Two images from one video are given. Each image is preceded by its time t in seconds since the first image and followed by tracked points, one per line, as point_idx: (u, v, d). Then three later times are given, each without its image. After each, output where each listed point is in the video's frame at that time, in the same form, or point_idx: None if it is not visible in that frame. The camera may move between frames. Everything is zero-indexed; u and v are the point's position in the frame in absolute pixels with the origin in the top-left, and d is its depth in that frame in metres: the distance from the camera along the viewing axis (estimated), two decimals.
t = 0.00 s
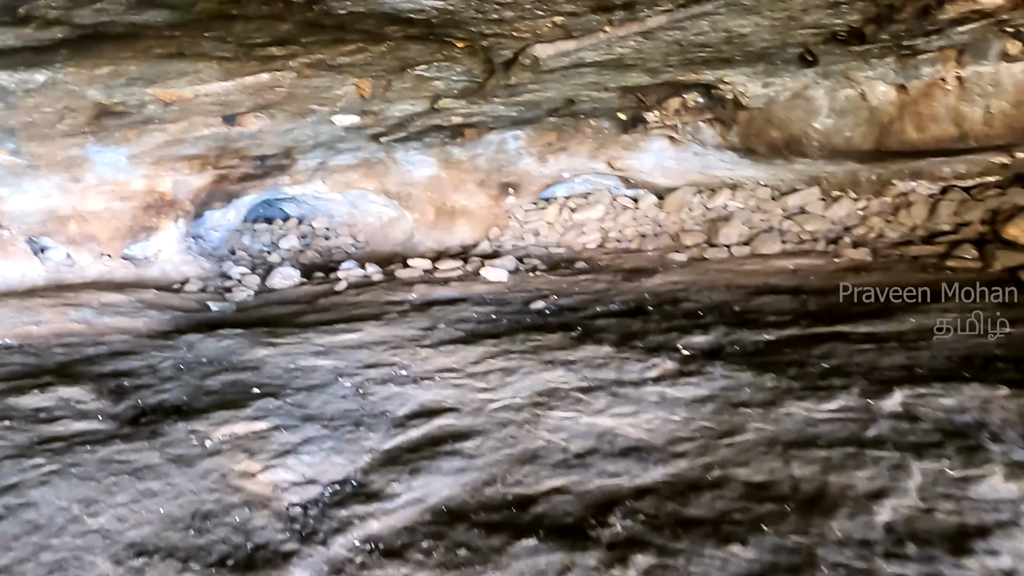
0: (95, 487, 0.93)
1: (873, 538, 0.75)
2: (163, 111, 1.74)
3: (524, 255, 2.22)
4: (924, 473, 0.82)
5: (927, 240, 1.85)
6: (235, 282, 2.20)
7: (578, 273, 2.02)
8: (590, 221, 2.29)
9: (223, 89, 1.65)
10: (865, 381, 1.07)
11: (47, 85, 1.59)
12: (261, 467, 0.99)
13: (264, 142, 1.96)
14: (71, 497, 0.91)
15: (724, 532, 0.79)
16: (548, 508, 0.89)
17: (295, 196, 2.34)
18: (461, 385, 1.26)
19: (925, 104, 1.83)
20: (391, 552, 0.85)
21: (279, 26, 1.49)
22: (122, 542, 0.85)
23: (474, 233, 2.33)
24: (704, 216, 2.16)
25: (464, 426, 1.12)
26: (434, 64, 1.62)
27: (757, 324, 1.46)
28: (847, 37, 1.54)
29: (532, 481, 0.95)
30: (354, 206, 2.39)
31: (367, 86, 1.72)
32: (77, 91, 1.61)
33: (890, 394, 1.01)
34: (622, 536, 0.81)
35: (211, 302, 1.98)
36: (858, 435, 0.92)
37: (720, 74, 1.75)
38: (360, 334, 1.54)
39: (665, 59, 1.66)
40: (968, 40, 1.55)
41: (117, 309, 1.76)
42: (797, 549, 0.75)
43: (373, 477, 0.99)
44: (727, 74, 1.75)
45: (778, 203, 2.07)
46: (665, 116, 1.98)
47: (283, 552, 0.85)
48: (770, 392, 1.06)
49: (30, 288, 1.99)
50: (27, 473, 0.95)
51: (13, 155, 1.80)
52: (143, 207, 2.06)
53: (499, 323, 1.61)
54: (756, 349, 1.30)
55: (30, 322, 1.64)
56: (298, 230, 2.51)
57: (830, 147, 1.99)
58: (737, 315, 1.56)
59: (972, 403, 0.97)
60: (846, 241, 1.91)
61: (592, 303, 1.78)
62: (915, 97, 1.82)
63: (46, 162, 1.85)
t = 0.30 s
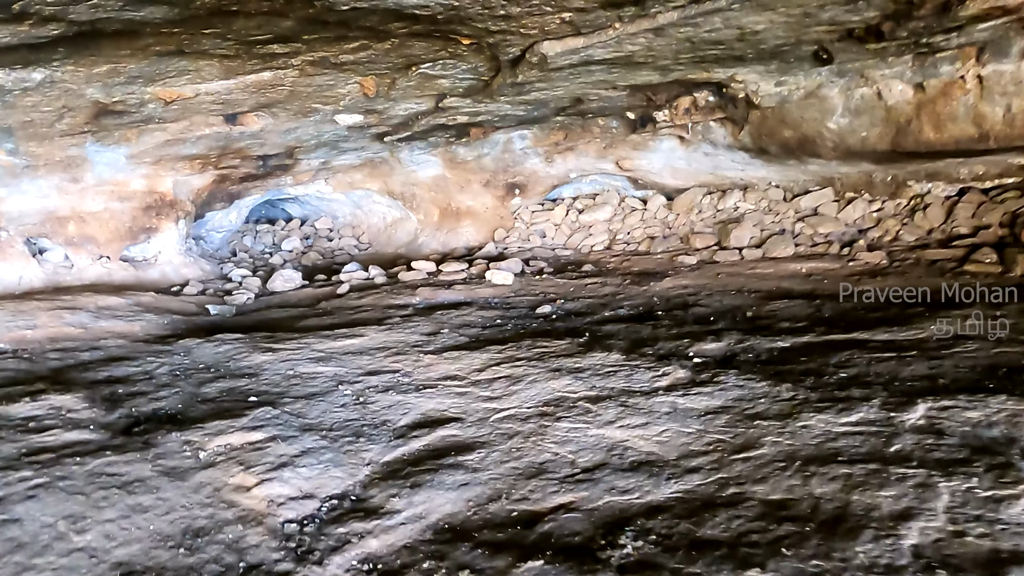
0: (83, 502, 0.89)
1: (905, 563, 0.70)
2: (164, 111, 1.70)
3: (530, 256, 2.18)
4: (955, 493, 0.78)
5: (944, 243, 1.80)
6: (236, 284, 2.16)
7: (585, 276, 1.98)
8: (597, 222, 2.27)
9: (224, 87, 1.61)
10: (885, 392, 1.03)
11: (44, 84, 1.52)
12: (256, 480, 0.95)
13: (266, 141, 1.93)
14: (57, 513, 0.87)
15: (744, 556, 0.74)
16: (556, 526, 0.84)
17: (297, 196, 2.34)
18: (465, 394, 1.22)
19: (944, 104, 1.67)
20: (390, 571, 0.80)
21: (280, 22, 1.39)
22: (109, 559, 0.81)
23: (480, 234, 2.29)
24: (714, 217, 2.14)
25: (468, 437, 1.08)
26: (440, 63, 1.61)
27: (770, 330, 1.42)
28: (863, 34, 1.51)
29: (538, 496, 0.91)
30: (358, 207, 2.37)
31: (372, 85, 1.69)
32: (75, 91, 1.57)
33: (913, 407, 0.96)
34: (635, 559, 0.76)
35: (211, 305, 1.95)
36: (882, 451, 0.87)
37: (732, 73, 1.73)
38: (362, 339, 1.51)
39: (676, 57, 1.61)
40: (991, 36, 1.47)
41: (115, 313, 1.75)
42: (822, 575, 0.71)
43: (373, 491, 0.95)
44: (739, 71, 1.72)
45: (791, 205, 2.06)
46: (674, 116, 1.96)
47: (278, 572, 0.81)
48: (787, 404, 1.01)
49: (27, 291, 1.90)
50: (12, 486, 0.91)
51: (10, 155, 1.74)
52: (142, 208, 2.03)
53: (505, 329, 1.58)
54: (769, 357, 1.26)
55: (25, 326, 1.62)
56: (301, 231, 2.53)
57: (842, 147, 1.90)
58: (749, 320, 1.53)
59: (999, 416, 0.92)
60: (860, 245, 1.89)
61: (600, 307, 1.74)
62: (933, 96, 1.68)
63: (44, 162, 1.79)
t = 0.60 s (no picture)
0: (66, 518, 0.85)
1: None
2: (162, 109, 1.67)
3: (537, 259, 2.14)
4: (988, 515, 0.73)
5: (962, 245, 1.76)
6: (237, 287, 2.12)
7: (593, 279, 1.94)
8: (605, 224, 2.22)
9: (224, 86, 1.57)
10: (908, 403, 0.98)
11: (40, 83, 1.50)
12: (249, 494, 0.91)
13: (269, 141, 1.89)
14: (40, 530, 0.83)
15: None
16: (562, 546, 0.80)
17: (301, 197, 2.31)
18: (469, 402, 1.18)
19: (962, 104, 1.64)
20: None
21: (277, 17, 1.35)
22: None
23: (486, 236, 2.24)
24: (725, 219, 2.09)
25: (471, 448, 1.04)
26: (445, 60, 1.57)
27: (784, 337, 1.37)
28: (879, 31, 1.46)
29: (543, 513, 0.86)
30: (362, 208, 2.35)
31: (375, 84, 1.66)
32: (71, 89, 1.54)
33: (937, 419, 0.92)
34: None
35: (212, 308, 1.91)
36: (906, 467, 0.83)
37: (744, 71, 1.68)
38: (363, 345, 1.47)
39: (685, 55, 1.57)
40: (1013, 33, 1.42)
41: (112, 317, 1.72)
42: None
43: (370, 506, 0.91)
44: (750, 70, 1.67)
45: (805, 207, 2.01)
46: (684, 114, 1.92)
47: None
48: (804, 416, 0.97)
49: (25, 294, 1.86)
50: None
51: (8, 155, 1.70)
52: (142, 208, 1.99)
53: (510, 334, 1.54)
54: (784, 364, 1.21)
55: (20, 330, 1.59)
56: (306, 232, 2.50)
57: (859, 147, 1.85)
58: (762, 325, 1.49)
59: None
60: (875, 247, 1.84)
61: (608, 312, 1.70)
62: (952, 95, 1.64)
63: (42, 162, 1.75)
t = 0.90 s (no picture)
0: (47, 536, 0.82)
1: None
2: (162, 108, 1.63)
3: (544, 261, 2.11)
4: None
5: (981, 248, 1.72)
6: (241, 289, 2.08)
7: (601, 282, 1.90)
8: (614, 226, 2.16)
9: (224, 84, 1.53)
10: (932, 414, 0.93)
11: (34, 80, 1.47)
12: (241, 509, 0.87)
13: (270, 141, 1.84)
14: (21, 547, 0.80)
15: None
16: (568, 568, 0.76)
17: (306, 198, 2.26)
18: (473, 411, 1.13)
19: (982, 102, 1.62)
20: None
21: (275, 11, 1.35)
22: None
23: (492, 238, 2.21)
24: (737, 221, 2.04)
25: (475, 460, 1.00)
26: (447, 57, 1.54)
27: (800, 343, 1.33)
28: (897, 26, 1.40)
29: (549, 531, 0.82)
30: (367, 209, 2.29)
31: (378, 82, 1.62)
32: (66, 86, 1.50)
33: (965, 433, 0.87)
34: None
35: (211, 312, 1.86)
36: (934, 485, 0.78)
37: (756, 69, 1.62)
38: (365, 349, 1.43)
39: (696, 51, 1.52)
40: None
41: (110, 320, 1.68)
42: None
43: (368, 522, 0.87)
44: (763, 68, 1.62)
45: (816, 207, 1.96)
46: (695, 113, 1.83)
47: None
48: (823, 427, 0.92)
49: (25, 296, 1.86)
50: None
51: (6, 154, 1.67)
52: (143, 209, 1.94)
53: (516, 339, 1.50)
54: (800, 372, 1.17)
55: (15, 334, 1.56)
56: (310, 233, 2.43)
57: (874, 147, 1.79)
58: (775, 331, 1.44)
59: None
60: (891, 250, 1.79)
61: (617, 316, 1.66)
62: (972, 93, 1.61)
63: (40, 162, 1.71)
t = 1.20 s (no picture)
0: (32, 554, 0.80)
1: None
2: (161, 107, 1.59)
3: (551, 263, 2.04)
4: None
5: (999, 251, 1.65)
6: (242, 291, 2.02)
7: (609, 284, 1.85)
8: (621, 227, 2.12)
9: (224, 82, 1.50)
10: (961, 426, 0.89)
11: (29, 78, 1.44)
12: (235, 525, 0.85)
13: (273, 141, 1.81)
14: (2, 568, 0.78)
15: None
16: None
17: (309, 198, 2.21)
18: (478, 419, 1.09)
19: (1003, 99, 1.59)
20: None
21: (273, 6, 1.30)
22: None
23: (498, 239, 2.15)
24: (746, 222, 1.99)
25: (480, 471, 0.96)
26: (453, 54, 1.50)
27: (816, 348, 1.28)
28: (916, 22, 1.35)
29: (558, 549, 0.78)
30: (374, 210, 2.24)
31: (379, 80, 1.58)
32: (63, 85, 1.47)
33: (996, 446, 0.83)
34: None
35: (212, 313, 1.82)
36: (966, 504, 0.74)
37: (768, 66, 1.58)
38: (367, 354, 1.39)
39: (708, 48, 1.48)
40: None
41: (108, 322, 1.64)
42: None
43: (368, 539, 0.83)
44: (774, 65, 1.58)
45: (828, 208, 1.92)
46: (704, 113, 1.82)
47: None
48: (846, 440, 0.88)
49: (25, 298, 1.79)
50: None
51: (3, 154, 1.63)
52: (144, 211, 1.89)
53: (523, 343, 1.46)
54: (817, 380, 1.13)
55: (10, 338, 1.52)
56: (314, 235, 2.37)
57: (887, 146, 1.78)
58: (789, 335, 1.40)
59: None
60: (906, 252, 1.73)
61: (626, 320, 1.62)
62: (992, 91, 1.58)
63: (39, 162, 1.68)
